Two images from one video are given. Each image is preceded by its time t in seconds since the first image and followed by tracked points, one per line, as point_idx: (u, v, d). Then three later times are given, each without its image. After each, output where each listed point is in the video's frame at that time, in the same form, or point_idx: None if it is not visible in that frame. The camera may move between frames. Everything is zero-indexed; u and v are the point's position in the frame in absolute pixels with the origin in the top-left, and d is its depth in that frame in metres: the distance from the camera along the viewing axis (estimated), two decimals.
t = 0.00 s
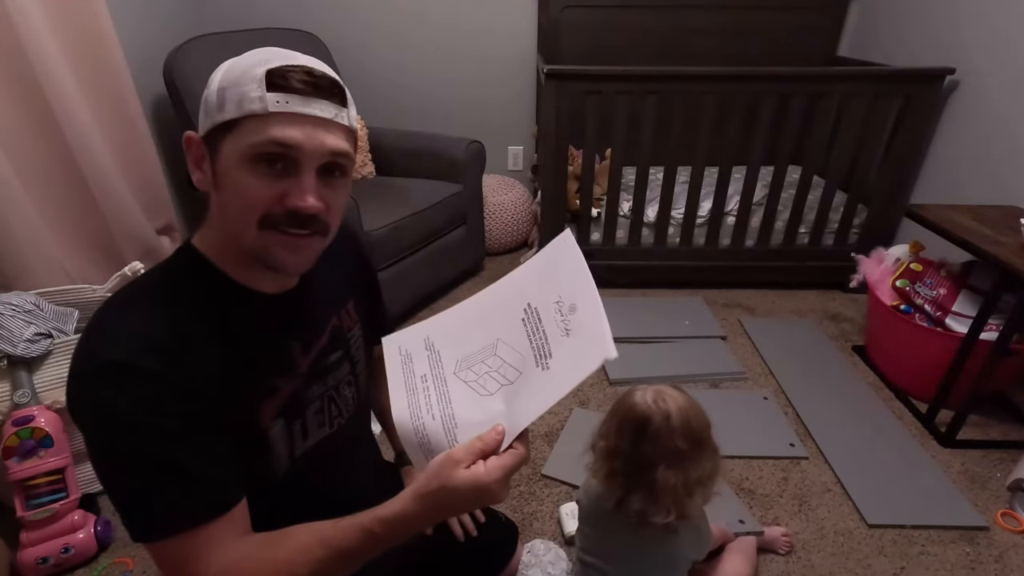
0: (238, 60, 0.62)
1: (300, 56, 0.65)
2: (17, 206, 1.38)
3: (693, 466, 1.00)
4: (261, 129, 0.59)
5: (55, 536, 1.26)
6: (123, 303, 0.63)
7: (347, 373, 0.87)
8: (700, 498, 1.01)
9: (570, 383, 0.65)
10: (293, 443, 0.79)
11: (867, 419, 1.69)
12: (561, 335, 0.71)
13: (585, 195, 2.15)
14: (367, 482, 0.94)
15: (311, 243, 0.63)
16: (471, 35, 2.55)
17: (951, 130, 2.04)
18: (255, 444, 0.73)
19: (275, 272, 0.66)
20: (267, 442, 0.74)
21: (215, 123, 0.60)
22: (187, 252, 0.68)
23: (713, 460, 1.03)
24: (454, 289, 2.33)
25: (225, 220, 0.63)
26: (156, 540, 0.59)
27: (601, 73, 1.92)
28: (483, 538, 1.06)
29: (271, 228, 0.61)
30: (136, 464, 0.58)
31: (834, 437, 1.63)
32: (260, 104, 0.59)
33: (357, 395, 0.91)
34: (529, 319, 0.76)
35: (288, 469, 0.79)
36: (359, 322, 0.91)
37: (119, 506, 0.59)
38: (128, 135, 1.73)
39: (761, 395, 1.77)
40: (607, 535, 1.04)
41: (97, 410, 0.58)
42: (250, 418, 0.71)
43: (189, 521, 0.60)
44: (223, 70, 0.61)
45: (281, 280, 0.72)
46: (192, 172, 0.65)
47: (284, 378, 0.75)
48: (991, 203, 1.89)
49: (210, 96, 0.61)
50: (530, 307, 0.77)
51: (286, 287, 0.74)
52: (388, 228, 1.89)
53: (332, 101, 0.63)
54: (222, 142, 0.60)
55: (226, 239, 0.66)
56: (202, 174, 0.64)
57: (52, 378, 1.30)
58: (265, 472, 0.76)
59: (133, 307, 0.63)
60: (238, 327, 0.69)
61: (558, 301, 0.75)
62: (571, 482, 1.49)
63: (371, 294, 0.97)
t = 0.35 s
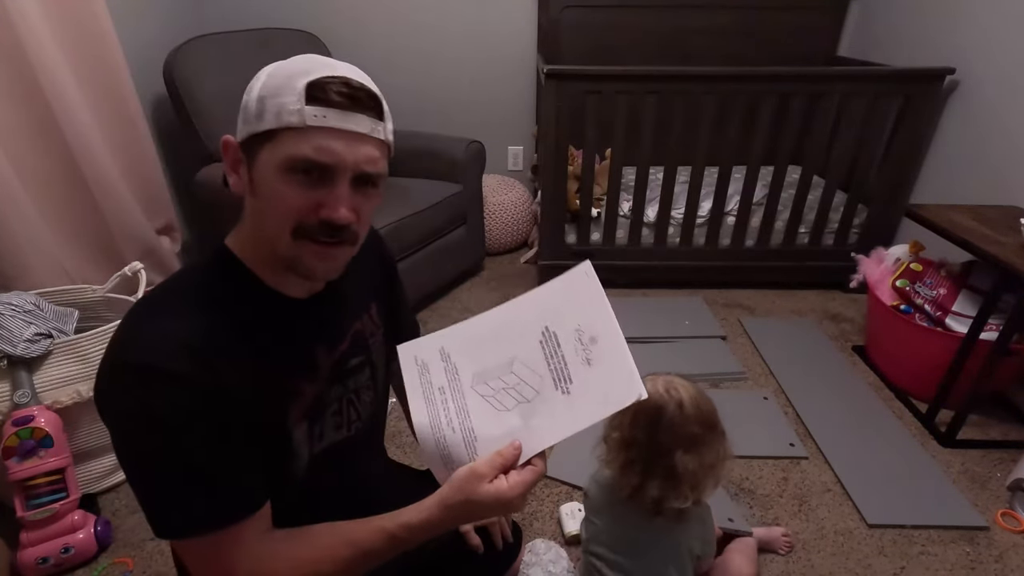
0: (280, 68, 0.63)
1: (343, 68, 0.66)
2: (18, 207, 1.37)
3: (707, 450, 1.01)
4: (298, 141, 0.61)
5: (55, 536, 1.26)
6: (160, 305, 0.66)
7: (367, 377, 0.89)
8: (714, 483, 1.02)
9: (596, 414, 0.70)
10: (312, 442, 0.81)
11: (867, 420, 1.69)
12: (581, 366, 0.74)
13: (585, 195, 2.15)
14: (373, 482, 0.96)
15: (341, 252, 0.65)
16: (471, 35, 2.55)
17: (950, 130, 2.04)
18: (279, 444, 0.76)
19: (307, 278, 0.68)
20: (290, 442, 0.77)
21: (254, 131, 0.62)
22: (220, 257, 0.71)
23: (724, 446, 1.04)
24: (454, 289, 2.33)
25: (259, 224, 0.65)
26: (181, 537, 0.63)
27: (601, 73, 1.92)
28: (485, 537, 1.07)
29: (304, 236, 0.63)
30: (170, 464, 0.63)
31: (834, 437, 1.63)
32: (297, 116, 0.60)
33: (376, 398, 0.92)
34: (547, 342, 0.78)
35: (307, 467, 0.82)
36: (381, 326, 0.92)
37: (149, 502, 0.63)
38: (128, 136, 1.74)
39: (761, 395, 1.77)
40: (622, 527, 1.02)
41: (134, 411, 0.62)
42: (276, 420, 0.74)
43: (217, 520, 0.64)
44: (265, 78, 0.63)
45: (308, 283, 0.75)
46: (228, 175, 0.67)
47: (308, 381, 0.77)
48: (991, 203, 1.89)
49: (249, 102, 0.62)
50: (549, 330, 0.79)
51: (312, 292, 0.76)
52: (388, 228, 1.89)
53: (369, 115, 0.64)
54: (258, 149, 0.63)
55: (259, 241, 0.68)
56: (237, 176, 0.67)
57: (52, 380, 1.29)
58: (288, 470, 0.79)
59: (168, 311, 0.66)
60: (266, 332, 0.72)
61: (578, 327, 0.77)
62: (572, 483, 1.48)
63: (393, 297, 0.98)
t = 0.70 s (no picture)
0: (372, 115, 0.64)
1: (411, 111, 0.68)
2: (18, 207, 1.38)
3: (695, 453, 1.02)
4: (392, 198, 0.65)
5: (55, 536, 1.26)
6: (166, 310, 0.67)
7: (369, 378, 0.88)
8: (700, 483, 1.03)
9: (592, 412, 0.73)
10: (316, 443, 0.82)
11: (867, 420, 1.69)
12: (601, 388, 0.82)
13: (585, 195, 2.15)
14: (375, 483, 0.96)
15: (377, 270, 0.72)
16: (471, 35, 2.55)
17: (951, 130, 2.04)
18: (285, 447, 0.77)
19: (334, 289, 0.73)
20: (296, 444, 0.78)
21: (343, 176, 0.62)
22: (221, 260, 0.71)
23: (709, 445, 1.06)
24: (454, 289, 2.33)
25: (316, 248, 0.66)
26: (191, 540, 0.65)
27: (601, 73, 1.92)
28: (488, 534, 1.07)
29: (362, 263, 0.69)
30: (174, 467, 0.63)
31: (834, 437, 1.63)
32: (400, 180, 0.65)
33: (378, 398, 0.92)
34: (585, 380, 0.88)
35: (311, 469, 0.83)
36: (382, 328, 0.91)
37: (157, 506, 0.65)
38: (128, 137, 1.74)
39: (761, 395, 1.77)
40: (612, 535, 1.03)
41: (137, 415, 0.63)
42: (281, 422, 0.74)
43: (222, 523, 0.65)
44: (361, 124, 0.63)
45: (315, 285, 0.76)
46: (277, 195, 0.63)
47: (311, 383, 0.77)
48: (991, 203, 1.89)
49: (344, 150, 0.62)
50: (591, 373, 0.89)
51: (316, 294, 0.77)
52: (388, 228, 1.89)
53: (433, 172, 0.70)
54: (345, 198, 0.64)
55: (293, 256, 0.68)
56: (289, 198, 0.64)
57: (51, 379, 1.29)
58: (294, 471, 0.79)
59: (174, 315, 0.66)
60: (270, 334, 0.72)
61: (608, 364, 0.88)
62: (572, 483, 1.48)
63: (394, 297, 0.97)
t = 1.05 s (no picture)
0: (377, 120, 0.64)
1: (416, 118, 0.69)
2: (18, 207, 1.37)
3: (690, 441, 1.01)
4: (394, 203, 0.66)
5: (55, 537, 1.26)
6: (164, 311, 0.67)
7: (367, 378, 0.88)
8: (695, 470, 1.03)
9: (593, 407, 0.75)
10: (314, 442, 0.82)
11: (866, 419, 1.69)
12: (598, 383, 0.83)
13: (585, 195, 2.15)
14: (374, 483, 0.96)
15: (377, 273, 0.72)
16: (472, 35, 2.55)
17: (950, 129, 2.04)
18: (284, 447, 0.77)
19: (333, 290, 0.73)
20: (294, 444, 0.77)
21: (347, 180, 0.63)
22: (220, 260, 0.71)
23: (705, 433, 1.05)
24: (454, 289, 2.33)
25: (315, 247, 0.66)
26: (192, 540, 0.65)
27: (600, 73, 1.92)
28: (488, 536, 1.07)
29: (363, 266, 0.69)
30: (174, 467, 0.63)
31: (834, 437, 1.63)
32: (403, 186, 0.65)
33: (376, 398, 0.92)
34: (581, 376, 0.89)
35: (310, 469, 0.83)
36: (380, 327, 0.91)
37: (158, 505, 0.65)
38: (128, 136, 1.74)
39: (761, 395, 1.77)
40: (608, 521, 1.04)
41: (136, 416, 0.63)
42: (280, 422, 0.74)
43: (222, 523, 0.65)
44: (366, 128, 0.63)
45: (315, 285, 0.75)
46: (279, 196, 0.63)
47: (309, 383, 0.77)
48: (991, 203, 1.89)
49: (349, 153, 0.62)
50: (586, 369, 0.90)
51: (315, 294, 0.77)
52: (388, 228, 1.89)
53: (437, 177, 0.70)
54: (348, 199, 0.64)
55: (294, 258, 0.68)
56: (291, 199, 0.63)
57: (51, 380, 1.29)
58: (293, 470, 0.79)
59: (172, 316, 0.66)
60: (268, 334, 0.72)
61: (602, 360, 0.90)
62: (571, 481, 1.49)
63: (392, 297, 0.97)
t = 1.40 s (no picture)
0: (370, 110, 0.63)
1: (412, 110, 0.68)
2: (18, 207, 1.37)
3: (695, 437, 1.02)
4: (390, 193, 0.64)
5: (55, 537, 1.26)
6: (165, 309, 0.67)
7: (368, 377, 0.88)
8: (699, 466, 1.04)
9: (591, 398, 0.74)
10: (315, 441, 0.82)
11: (866, 419, 1.69)
12: (595, 375, 0.83)
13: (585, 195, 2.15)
14: (372, 483, 0.96)
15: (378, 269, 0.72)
16: (472, 35, 2.55)
17: (950, 129, 2.04)
18: (285, 445, 0.77)
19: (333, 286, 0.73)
20: (294, 442, 0.77)
21: (340, 169, 0.62)
22: (221, 259, 0.71)
23: (709, 433, 1.06)
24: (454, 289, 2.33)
25: (313, 241, 0.66)
26: (192, 537, 0.65)
27: (600, 74, 1.92)
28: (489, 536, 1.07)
29: (362, 261, 0.69)
30: (174, 464, 0.63)
31: (833, 437, 1.63)
32: (398, 175, 0.64)
33: (376, 398, 0.92)
34: (578, 369, 0.88)
35: (310, 468, 0.83)
36: (380, 326, 0.91)
37: (158, 502, 0.65)
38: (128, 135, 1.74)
39: (761, 395, 1.77)
40: (612, 519, 1.03)
41: (137, 412, 0.63)
42: (281, 420, 0.74)
43: (222, 520, 0.65)
44: (358, 118, 0.62)
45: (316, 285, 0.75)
46: (276, 191, 0.64)
47: (309, 381, 0.77)
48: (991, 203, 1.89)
49: (342, 142, 0.61)
50: (582, 362, 0.90)
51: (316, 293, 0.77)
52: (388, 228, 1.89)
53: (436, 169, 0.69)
54: (343, 190, 0.63)
55: (292, 254, 0.68)
56: (289, 195, 0.63)
57: (51, 379, 1.29)
58: (293, 468, 0.79)
59: (173, 314, 0.66)
60: (269, 331, 0.72)
61: (599, 353, 0.89)
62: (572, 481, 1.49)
63: (393, 297, 0.97)
